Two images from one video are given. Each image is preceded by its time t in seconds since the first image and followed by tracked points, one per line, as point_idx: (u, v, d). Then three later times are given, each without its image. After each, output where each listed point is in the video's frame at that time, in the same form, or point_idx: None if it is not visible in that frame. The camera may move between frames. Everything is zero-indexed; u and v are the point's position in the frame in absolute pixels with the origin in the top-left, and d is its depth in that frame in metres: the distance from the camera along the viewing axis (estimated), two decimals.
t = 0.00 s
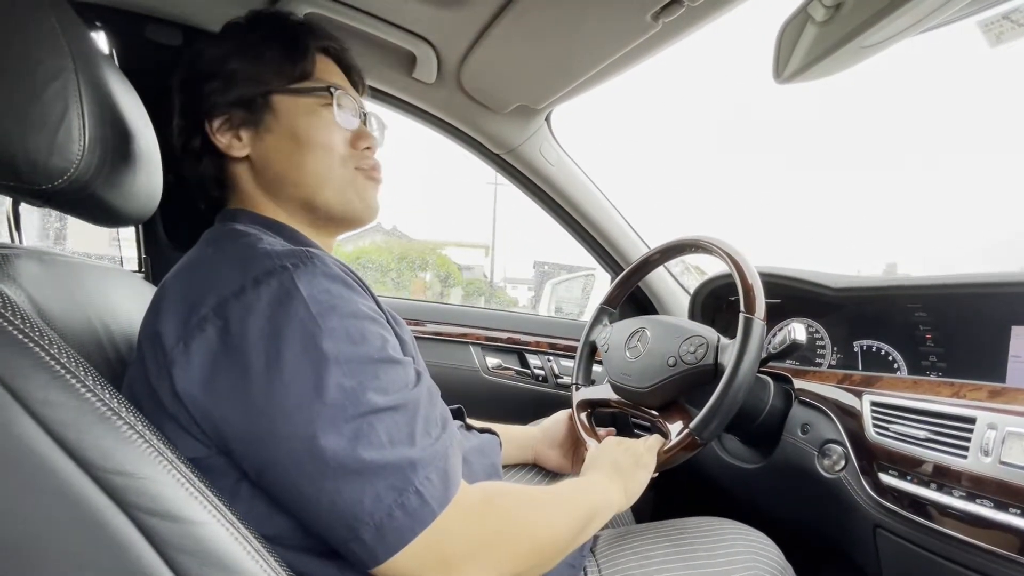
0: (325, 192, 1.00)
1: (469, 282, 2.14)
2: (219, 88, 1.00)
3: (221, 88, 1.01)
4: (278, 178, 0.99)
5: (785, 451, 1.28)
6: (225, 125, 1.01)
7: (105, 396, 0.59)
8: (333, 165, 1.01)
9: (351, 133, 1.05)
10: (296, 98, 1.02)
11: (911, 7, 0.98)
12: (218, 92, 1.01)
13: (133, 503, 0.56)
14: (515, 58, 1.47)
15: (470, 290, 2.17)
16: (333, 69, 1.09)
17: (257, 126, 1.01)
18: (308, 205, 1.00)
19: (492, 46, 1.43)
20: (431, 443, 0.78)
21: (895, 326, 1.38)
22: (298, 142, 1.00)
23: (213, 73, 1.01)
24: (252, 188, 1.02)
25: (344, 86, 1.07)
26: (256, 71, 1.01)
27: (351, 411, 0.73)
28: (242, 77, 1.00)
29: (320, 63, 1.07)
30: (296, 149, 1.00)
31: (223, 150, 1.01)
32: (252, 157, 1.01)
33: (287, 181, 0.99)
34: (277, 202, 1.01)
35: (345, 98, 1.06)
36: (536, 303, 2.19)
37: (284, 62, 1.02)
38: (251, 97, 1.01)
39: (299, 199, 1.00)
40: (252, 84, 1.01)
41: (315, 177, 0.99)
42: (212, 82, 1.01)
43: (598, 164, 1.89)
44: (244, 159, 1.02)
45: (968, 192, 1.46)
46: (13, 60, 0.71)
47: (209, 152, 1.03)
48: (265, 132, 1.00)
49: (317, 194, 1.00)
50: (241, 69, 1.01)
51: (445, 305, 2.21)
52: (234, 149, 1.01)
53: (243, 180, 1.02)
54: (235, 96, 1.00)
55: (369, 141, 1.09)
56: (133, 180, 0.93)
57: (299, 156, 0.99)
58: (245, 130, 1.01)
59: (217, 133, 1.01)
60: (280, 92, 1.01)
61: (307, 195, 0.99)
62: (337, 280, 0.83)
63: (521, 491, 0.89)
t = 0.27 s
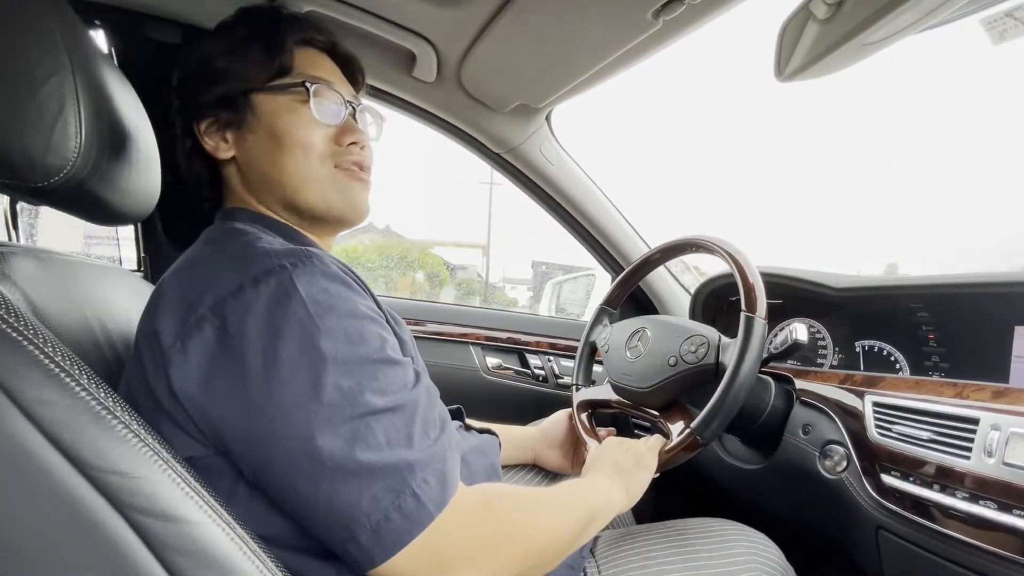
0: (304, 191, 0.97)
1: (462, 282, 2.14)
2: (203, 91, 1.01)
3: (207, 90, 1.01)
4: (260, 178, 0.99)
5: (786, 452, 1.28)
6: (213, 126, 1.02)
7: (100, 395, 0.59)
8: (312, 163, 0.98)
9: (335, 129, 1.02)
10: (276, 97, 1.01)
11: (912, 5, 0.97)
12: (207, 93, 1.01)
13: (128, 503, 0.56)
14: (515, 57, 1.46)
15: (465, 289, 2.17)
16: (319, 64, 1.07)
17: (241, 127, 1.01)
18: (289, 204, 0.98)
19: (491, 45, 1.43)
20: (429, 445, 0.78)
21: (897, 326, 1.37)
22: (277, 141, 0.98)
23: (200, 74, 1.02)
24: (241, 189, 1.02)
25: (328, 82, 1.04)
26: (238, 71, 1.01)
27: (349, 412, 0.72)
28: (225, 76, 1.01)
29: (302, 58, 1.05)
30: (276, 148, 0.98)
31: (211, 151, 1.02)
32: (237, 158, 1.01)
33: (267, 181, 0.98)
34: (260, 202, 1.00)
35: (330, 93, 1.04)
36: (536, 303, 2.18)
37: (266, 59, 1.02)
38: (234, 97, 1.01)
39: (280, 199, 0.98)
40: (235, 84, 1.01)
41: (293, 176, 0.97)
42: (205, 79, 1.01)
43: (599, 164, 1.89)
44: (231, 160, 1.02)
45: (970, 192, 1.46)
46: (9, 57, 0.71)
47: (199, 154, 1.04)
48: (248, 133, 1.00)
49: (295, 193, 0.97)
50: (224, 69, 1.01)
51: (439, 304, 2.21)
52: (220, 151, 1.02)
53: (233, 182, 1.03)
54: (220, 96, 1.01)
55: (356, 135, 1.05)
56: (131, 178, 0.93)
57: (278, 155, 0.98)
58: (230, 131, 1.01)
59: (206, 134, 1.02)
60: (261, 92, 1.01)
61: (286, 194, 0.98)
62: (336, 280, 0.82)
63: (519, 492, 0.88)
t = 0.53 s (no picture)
0: (347, 193, 1.02)
1: (457, 282, 2.16)
2: (232, 88, 0.99)
3: (236, 87, 0.99)
4: (302, 178, 1.00)
5: (790, 453, 1.28)
6: (245, 123, 1.00)
7: (110, 396, 0.59)
8: (354, 167, 1.03)
9: (368, 136, 1.08)
10: (319, 99, 1.03)
11: (918, 7, 0.97)
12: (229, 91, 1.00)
13: (138, 504, 0.56)
14: (519, 59, 1.46)
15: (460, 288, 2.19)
16: (349, 71, 1.11)
17: (279, 126, 1.00)
18: (329, 205, 1.02)
19: (495, 46, 1.43)
20: (433, 452, 0.78)
21: (900, 328, 1.38)
22: (323, 143, 1.02)
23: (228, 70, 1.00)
24: (269, 188, 1.01)
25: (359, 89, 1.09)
26: (277, 70, 1.00)
27: (354, 420, 0.72)
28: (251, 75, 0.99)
29: (340, 64, 1.08)
30: (321, 150, 1.01)
31: (242, 148, 1.00)
32: (273, 157, 1.00)
33: (312, 182, 1.00)
34: (297, 202, 1.01)
35: (362, 101, 1.09)
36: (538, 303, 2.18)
37: (303, 60, 1.03)
38: (273, 96, 1.00)
39: (320, 200, 1.01)
40: (274, 82, 1.00)
41: (340, 178, 1.01)
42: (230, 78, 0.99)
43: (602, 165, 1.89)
44: (262, 159, 1.01)
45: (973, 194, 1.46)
46: (19, 59, 0.71)
47: (221, 151, 1.01)
48: (288, 132, 1.01)
49: (339, 195, 1.02)
50: (257, 67, 1.00)
51: (435, 304, 2.22)
52: (254, 149, 1.00)
53: (259, 181, 1.02)
54: (249, 94, 0.99)
55: (382, 143, 1.12)
56: (137, 179, 0.93)
57: (323, 156, 1.01)
58: (266, 129, 1.00)
59: (236, 131, 1.00)
60: (303, 93, 1.02)
61: (331, 195, 1.01)
62: (342, 285, 0.82)
63: (522, 495, 0.89)
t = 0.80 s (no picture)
0: (365, 199, 1.04)
1: (446, 281, 2.12)
2: (258, 93, 1.01)
3: (262, 93, 1.01)
4: (324, 183, 1.02)
5: (794, 455, 1.29)
6: (269, 128, 1.00)
7: (130, 399, 0.60)
8: (373, 175, 1.06)
9: (382, 146, 1.11)
10: (342, 109, 1.06)
11: (923, 13, 0.98)
12: (255, 96, 1.00)
13: (157, 504, 0.57)
14: (525, 64, 1.47)
15: (451, 287, 2.15)
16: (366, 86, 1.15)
17: (303, 132, 1.02)
18: (348, 210, 1.04)
19: (501, 50, 1.44)
20: (444, 457, 0.79)
21: (903, 330, 1.39)
22: (345, 151, 1.04)
23: (256, 76, 1.01)
24: (289, 193, 1.02)
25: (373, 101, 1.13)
26: (303, 79, 1.03)
27: (366, 425, 0.74)
28: (275, 82, 1.01)
29: (360, 78, 1.12)
30: (343, 157, 1.04)
31: (266, 152, 1.01)
32: (296, 161, 1.01)
33: (334, 186, 1.02)
34: (316, 206, 1.03)
35: (377, 113, 1.13)
36: (541, 305, 2.18)
37: (327, 71, 1.06)
38: (297, 103, 1.02)
39: (340, 204, 1.03)
40: (298, 90, 1.02)
41: (361, 185, 1.04)
42: (257, 85, 1.01)
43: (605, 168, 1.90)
44: (284, 163, 1.02)
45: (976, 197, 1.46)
46: (37, 68, 0.73)
47: (242, 155, 1.01)
48: (311, 138, 1.02)
49: (359, 200, 1.04)
50: (284, 75, 1.02)
51: (439, 306, 2.23)
52: (278, 153, 1.01)
53: (278, 185, 1.02)
54: (275, 101, 1.01)
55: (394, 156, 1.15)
56: (150, 184, 0.94)
57: (345, 163, 1.04)
58: (289, 135, 1.01)
59: (260, 135, 1.00)
60: (327, 102, 1.05)
61: (351, 200, 1.03)
62: (354, 291, 0.83)
63: (530, 498, 0.89)
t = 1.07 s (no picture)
0: (373, 203, 1.05)
1: (441, 281, 2.14)
2: (272, 94, 1.00)
3: (276, 93, 1.01)
4: (334, 186, 1.02)
5: (799, 455, 1.28)
6: (282, 128, 1.00)
7: (137, 399, 0.60)
8: (382, 181, 1.07)
9: (390, 151, 1.12)
10: (354, 114, 1.06)
11: (931, 12, 0.98)
12: (269, 96, 1.00)
13: (164, 504, 0.57)
14: (529, 63, 1.47)
15: (449, 287, 2.17)
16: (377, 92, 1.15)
17: (315, 134, 1.02)
18: (355, 214, 1.04)
19: (505, 50, 1.44)
20: (450, 454, 0.78)
21: (908, 330, 1.38)
22: (356, 155, 1.04)
23: (272, 77, 1.01)
24: (299, 193, 1.02)
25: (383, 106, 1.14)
26: (318, 83, 1.03)
27: (373, 422, 0.73)
28: (291, 84, 1.01)
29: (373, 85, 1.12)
30: (354, 162, 1.04)
31: (278, 152, 1.00)
32: (307, 163, 1.02)
33: (344, 190, 1.02)
34: (324, 209, 1.03)
35: (386, 118, 1.13)
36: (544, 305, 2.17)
37: (342, 78, 1.06)
38: (311, 105, 1.02)
39: (349, 208, 1.03)
40: (313, 93, 1.03)
41: (370, 189, 1.04)
42: (273, 86, 1.01)
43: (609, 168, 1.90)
44: (296, 164, 1.02)
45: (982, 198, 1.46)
46: (43, 68, 0.72)
47: (254, 153, 1.01)
48: (324, 140, 1.02)
49: (367, 205, 1.04)
50: (300, 78, 1.02)
51: (441, 306, 2.23)
52: (289, 154, 1.01)
53: (288, 186, 1.02)
54: (290, 102, 1.01)
55: (400, 163, 1.16)
56: (155, 183, 0.94)
57: (356, 167, 1.04)
58: (302, 136, 1.01)
59: (272, 135, 1.00)
60: (340, 106, 1.05)
61: (359, 204, 1.03)
62: (361, 289, 0.83)
63: (534, 496, 0.89)
